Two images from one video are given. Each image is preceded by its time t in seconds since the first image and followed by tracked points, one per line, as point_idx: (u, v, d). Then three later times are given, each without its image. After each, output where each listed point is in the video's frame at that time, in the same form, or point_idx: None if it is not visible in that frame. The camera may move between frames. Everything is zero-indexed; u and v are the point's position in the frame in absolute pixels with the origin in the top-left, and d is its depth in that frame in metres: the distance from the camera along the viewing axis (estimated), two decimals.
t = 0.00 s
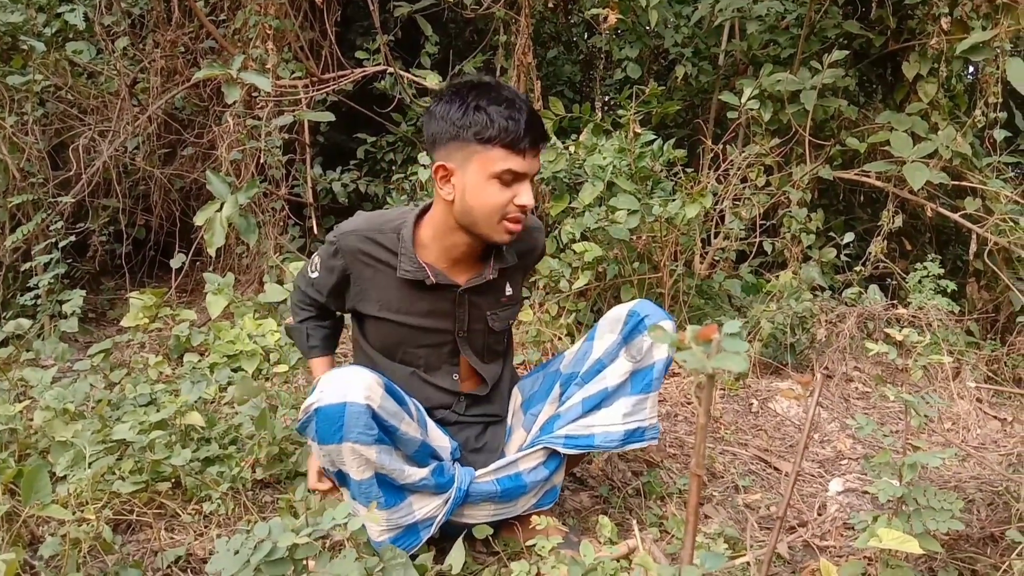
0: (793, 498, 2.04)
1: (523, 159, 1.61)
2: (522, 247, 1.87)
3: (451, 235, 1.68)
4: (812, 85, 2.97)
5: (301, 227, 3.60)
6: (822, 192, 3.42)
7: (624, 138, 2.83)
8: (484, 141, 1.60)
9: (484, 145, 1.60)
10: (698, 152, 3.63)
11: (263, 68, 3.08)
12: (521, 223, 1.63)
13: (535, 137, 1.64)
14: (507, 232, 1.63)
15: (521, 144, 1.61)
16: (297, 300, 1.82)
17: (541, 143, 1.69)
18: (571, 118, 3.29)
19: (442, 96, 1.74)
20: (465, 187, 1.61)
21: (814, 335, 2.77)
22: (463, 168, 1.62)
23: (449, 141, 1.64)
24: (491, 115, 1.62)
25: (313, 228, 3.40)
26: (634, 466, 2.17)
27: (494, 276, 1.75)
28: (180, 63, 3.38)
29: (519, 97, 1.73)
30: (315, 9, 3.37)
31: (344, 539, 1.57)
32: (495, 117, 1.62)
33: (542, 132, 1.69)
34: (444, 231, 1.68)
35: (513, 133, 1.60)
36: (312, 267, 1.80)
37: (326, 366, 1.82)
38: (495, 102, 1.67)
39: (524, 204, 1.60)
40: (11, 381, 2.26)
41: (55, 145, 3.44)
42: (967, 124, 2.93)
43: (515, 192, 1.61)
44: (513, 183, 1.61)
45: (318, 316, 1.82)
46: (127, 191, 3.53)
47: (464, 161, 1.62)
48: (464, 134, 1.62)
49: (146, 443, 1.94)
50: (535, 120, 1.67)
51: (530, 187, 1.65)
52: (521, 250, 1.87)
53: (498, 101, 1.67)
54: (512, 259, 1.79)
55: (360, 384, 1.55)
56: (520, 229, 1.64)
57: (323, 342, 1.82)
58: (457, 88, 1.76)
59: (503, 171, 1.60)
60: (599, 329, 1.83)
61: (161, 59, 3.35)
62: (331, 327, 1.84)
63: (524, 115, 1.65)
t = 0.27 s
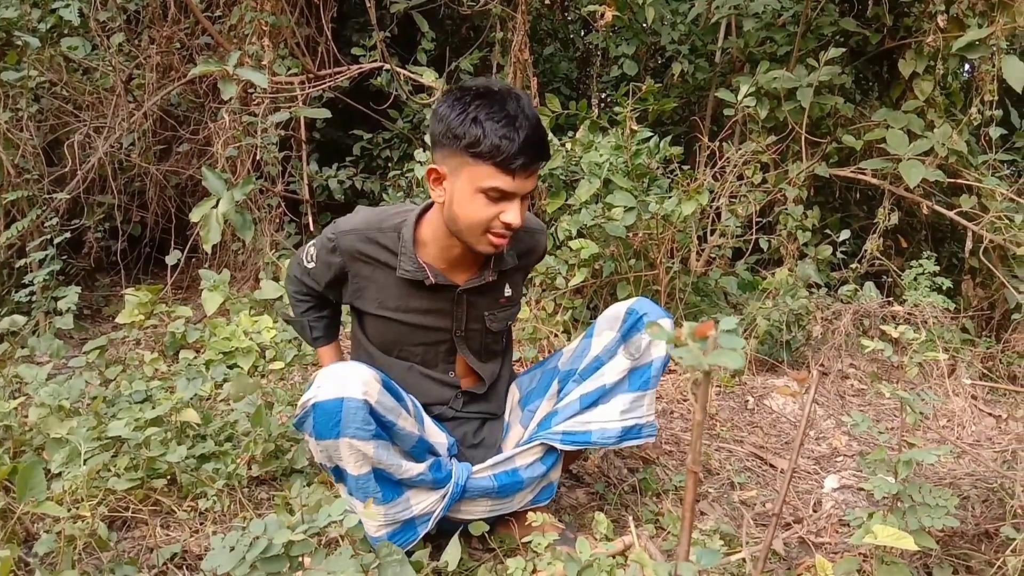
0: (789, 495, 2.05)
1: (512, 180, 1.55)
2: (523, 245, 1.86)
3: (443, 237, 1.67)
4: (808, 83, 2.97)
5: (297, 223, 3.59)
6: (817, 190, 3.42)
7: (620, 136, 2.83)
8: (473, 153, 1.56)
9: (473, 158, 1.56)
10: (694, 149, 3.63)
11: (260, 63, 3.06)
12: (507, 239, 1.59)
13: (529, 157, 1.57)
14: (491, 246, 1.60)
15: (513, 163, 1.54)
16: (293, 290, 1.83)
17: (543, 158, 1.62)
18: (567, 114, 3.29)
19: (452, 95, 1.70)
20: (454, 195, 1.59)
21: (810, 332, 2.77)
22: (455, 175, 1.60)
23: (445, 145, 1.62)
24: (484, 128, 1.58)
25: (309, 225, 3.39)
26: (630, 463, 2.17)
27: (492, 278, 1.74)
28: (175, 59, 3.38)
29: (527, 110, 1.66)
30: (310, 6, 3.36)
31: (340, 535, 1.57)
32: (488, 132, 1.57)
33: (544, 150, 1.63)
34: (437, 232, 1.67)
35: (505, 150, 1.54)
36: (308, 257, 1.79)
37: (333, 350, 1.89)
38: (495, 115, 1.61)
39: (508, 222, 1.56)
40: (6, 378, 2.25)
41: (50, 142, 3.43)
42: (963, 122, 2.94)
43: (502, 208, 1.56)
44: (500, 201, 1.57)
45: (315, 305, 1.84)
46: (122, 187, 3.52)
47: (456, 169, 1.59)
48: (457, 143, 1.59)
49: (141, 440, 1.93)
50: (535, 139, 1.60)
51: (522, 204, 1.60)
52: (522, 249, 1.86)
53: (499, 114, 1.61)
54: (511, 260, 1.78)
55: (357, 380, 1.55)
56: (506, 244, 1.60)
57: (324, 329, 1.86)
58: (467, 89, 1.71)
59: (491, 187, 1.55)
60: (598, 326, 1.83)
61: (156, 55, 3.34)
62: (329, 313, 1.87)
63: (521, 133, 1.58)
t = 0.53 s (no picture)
0: (788, 499, 2.05)
1: (513, 198, 1.55)
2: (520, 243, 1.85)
3: (438, 241, 1.66)
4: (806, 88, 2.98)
5: (296, 228, 3.59)
6: (815, 194, 3.43)
7: (619, 141, 2.83)
8: (475, 170, 1.54)
9: (476, 176, 1.54)
10: (692, 154, 3.64)
11: (258, 68, 3.07)
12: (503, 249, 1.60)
13: (533, 176, 1.55)
14: (487, 254, 1.61)
15: (516, 184, 1.53)
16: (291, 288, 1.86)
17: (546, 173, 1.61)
18: (566, 120, 3.30)
19: (455, 104, 1.65)
20: (453, 207, 1.58)
21: (808, 337, 2.78)
22: (455, 187, 1.58)
23: (446, 156, 1.59)
24: (489, 145, 1.54)
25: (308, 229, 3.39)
26: (629, 468, 2.17)
27: (486, 276, 1.75)
28: (174, 64, 3.38)
29: (532, 124, 1.63)
30: (309, 11, 3.37)
31: (340, 540, 1.56)
32: (493, 150, 1.54)
33: (547, 167, 1.61)
34: (431, 235, 1.67)
35: (509, 171, 1.52)
36: (300, 257, 1.82)
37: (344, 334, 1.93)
38: (500, 132, 1.57)
39: (507, 237, 1.57)
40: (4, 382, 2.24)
41: (49, 147, 3.43)
42: (960, 127, 2.94)
43: (500, 224, 1.56)
44: (499, 216, 1.56)
45: (316, 298, 1.87)
46: (121, 192, 3.52)
47: (456, 183, 1.57)
48: (459, 157, 1.56)
49: (139, 445, 1.93)
50: (539, 157, 1.58)
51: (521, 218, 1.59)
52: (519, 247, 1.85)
53: (504, 133, 1.57)
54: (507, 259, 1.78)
55: (359, 395, 1.54)
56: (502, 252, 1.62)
57: (329, 317, 1.89)
58: (473, 100, 1.65)
59: (491, 205, 1.55)
60: (603, 332, 1.83)
61: (155, 60, 3.35)
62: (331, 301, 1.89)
63: (526, 153, 1.55)
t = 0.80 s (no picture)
0: (787, 500, 2.05)
1: (501, 202, 1.54)
2: (513, 249, 1.85)
3: (430, 250, 1.67)
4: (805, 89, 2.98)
5: (295, 229, 3.59)
6: (815, 195, 3.43)
7: (619, 141, 2.84)
8: (460, 176, 1.54)
9: (462, 181, 1.54)
10: (692, 155, 3.64)
11: (258, 69, 3.08)
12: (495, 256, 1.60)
13: (519, 179, 1.55)
14: (480, 262, 1.61)
15: (503, 186, 1.53)
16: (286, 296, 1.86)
17: (534, 176, 1.61)
18: (565, 120, 3.30)
19: (439, 112, 1.67)
20: (442, 215, 1.58)
21: (808, 337, 2.78)
22: (443, 194, 1.58)
23: (433, 163, 1.60)
24: (473, 150, 1.55)
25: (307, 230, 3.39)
26: (629, 469, 2.17)
27: (479, 283, 1.74)
28: (174, 65, 3.38)
29: (516, 127, 1.64)
30: (309, 12, 3.37)
31: (338, 541, 1.56)
32: (477, 153, 1.54)
33: (535, 169, 1.61)
34: (424, 245, 1.67)
35: (494, 174, 1.52)
36: (293, 265, 1.81)
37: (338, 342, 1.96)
38: (484, 135, 1.58)
39: (498, 242, 1.56)
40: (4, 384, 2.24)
41: (49, 147, 3.43)
42: (959, 128, 2.94)
43: (491, 229, 1.56)
44: (489, 222, 1.56)
45: (310, 306, 1.88)
46: (120, 193, 3.51)
47: (444, 189, 1.58)
48: (445, 163, 1.57)
49: (139, 446, 1.93)
50: (525, 159, 1.58)
51: (512, 222, 1.59)
52: (512, 253, 1.85)
53: (488, 136, 1.58)
54: (501, 266, 1.78)
55: (355, 392, 1.55)
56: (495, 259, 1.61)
57: (324, 325, 1.90)
58: (456, 107, 1.67)
59: (480, 210, 1.55)
60: (603, 333, 1.83)
61: (155, 61, 3.35)
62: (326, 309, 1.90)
63: (511, 155, 1.56)
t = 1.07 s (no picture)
0: (786, 497, 2.05)
1: (495, 189, 1.55)
2: (507, 236, 1.84)
3: (426, 240, 1.67)
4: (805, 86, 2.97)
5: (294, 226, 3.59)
6: (814, 193, 3.43)
7: (618, 139, 2.84)
8: (452, 165, 1.54)
9: (454, 170, 1.54)
10: (691, 152, 3.64)
11: (257, 66, 3.08)
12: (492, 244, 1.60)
13: (511, 164, 1.55)
14: (476, 252, 1.61)
15: (495, 173, 1.53)
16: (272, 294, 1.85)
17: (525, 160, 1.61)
18: (565, 118, 3.30)
19: (426, 101, 1.66)
20: (437, 206, 1.58)
21: (807, 335, 2.78)
22: (436, 185, 1.58)
23: (423, 154, 1.59)
24: (464, 138, 1.55)
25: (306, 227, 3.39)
26: (628, 466, 2.17)
27: (474, 272, 1.74)
28: (173, 62, 3.38)
29: (505, 111, 1.63)
30: (308, 9, 3.37)
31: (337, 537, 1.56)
32: (467, 141, 1.54)
33: (527, 153, 1.61)
34: (419, 235, 1.67)
35: (486, 162, 1.52)
36: (282, 261, 1.80)
37: (323, 340, 1.97)
38: (473, 122, 1.58)
39: (494, 230, 1.57)
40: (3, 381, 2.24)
41: (47, 144, 3.42)
42: (959, 125, 2.94)
43: (486, 216, 1.56)
44: (484, 210, 1.56)
45: (297, 305, 1.87)
46: (119, 190, 3.51)
47: (436, 181, 1.58)
48: (436, 153, 1.56)
49: (138, 443, 1.93)
50: (516, 143, 1.58)
51: (506, 209, 1.59)
52: (506, 241, 1.84)
53: (477, 122, 1.58)
54: (496, 254, 1.78)
55: (350, 405, 1.54)
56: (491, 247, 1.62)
57: (310, 325, 1.91)
58: (442, 95, 1.66)
59: (474, 198, 1.55)
60: (605, 335, 1.82)
61: (154, 58, 3.34)
62: (310, 308, 1.90)
63: (502, 140, 1.56)
